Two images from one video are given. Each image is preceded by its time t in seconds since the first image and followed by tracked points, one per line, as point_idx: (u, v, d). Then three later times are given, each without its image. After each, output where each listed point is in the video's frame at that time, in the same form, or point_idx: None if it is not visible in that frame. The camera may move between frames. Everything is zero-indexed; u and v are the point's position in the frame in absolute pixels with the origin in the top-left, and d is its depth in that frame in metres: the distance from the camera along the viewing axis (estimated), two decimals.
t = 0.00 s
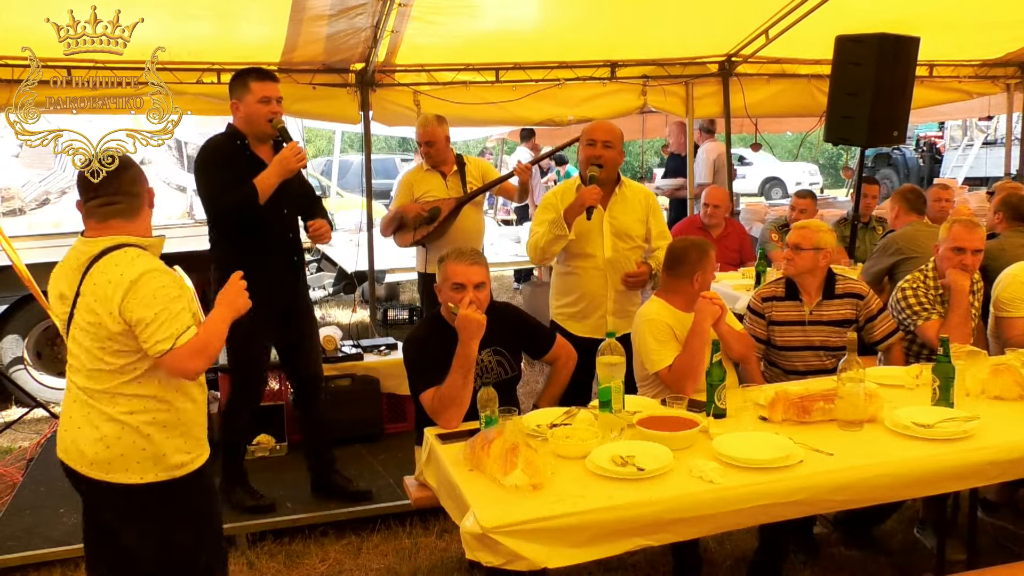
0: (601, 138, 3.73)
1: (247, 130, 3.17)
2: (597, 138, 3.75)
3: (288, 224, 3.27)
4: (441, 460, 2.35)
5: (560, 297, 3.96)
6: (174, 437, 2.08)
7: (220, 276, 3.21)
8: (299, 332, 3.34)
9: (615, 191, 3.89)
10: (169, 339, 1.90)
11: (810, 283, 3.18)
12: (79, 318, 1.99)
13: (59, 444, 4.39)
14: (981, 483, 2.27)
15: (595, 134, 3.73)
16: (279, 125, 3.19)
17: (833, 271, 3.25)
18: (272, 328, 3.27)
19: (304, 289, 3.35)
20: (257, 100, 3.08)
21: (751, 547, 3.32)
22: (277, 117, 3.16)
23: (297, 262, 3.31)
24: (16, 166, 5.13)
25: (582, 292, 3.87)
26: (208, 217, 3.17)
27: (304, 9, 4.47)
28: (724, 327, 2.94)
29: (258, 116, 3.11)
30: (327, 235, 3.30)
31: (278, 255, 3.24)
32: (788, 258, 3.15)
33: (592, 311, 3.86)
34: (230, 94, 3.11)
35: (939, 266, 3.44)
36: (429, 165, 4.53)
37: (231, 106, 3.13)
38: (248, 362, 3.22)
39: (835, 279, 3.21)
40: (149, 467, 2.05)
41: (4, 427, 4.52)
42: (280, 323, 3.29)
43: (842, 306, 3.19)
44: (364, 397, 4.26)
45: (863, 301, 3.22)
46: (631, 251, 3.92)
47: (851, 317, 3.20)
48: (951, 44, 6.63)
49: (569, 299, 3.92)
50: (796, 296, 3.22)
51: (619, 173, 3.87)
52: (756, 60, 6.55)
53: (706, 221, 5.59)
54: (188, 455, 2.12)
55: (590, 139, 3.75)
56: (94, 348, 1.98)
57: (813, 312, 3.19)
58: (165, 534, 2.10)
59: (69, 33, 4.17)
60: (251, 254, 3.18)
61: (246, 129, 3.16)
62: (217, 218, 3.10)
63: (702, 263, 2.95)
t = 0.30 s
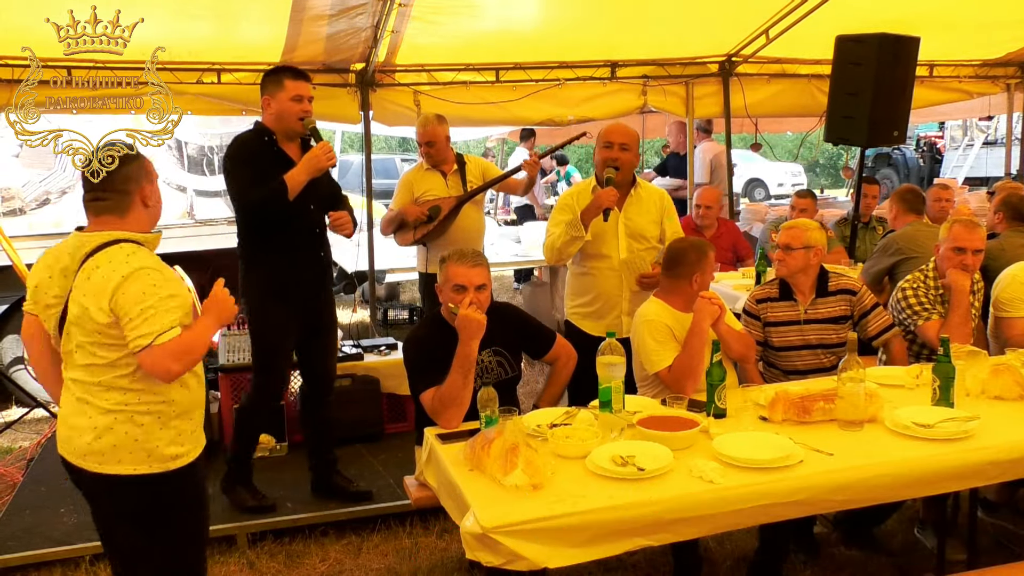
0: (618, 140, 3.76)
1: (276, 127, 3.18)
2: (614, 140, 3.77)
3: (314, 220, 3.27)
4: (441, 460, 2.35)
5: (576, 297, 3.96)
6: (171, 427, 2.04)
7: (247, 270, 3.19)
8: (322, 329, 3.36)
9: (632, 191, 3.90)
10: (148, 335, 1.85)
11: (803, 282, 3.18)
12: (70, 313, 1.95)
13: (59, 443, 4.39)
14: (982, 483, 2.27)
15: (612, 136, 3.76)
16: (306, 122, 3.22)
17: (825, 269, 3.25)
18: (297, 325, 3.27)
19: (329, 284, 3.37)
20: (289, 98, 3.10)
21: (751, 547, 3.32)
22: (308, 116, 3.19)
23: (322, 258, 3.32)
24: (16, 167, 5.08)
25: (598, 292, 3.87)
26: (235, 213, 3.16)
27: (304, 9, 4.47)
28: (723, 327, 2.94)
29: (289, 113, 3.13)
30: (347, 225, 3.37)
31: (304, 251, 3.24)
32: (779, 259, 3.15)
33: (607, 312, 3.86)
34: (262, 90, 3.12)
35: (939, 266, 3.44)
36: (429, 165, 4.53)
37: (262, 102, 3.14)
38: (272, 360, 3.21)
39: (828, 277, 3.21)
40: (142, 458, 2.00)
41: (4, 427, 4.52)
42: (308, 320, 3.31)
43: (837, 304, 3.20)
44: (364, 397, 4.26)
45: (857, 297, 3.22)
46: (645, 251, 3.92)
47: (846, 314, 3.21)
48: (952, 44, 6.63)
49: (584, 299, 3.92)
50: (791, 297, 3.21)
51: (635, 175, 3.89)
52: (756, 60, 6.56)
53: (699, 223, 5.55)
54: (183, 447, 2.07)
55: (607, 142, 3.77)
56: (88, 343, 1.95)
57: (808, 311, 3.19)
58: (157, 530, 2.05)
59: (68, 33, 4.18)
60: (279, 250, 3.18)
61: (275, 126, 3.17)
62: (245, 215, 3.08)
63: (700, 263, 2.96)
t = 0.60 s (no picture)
0: (629, 142, 3.74)
1: (294, 128, 3.19)
2: (624, 141, 3.75)
3: (333, 219, 3.28)
4: (441, 460, 2.35)
5: (584, 297, 3.96)
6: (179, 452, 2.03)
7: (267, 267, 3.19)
8: (338, 329, 3.36)
9: (641, 193, 3.90)
10: (163, 353, 1.85)
11: (802, 282, 3.18)
12: (77, 331, 1.91)
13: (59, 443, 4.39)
14: (982, 483, 2.27)
15: (623, 137, 3.74)
16: (327, 125, 3.23)
17: (824, 268, 3.25)
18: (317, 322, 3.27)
19: (349, 283, 3.37)
20: (310, 100, 3.10)
21: (751, 547, 3.31)
22: (328, 119, 3.19)
23: (342, 257, 3.32)
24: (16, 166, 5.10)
25: (605, 292, 3.88)
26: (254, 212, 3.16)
27: (304, 9, 4.48)
28: (722, 326, 2.94)
29: (309, 115, 3.13)
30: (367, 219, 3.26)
31: (324, 250, 3.24)
32: (778, 260, 3.15)
33: (614, 311, 3.86)
34: (282, 91, 3.13)
35: (939, 266, 3.44)
36: (429, 165, 4.52)
37: (282, 103, 3.15)
38: (293, 358, 3.19)
39: (827, 277, 3.22)
40: (152, 485, 1.99)
41: (4, 427, 4.52)
42: (327, 318, 3.31)
43: (836, 302, 3.21)
44: (365, 397, 4.26)
45: (855, 295, 3.22)
46: (652, 252, 3.91)
47: (845, 313, 3.21)
48: (952, 44, 6.63)
49: (590, 299, 3.93)
50: (790, 296, 3.21)
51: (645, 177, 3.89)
52: (757, 60, 6.55)
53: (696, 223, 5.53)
54: (190, 472, 2.07)
55: (617, 143, 3.75)
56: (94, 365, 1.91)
57: (808, 311, 3.20)
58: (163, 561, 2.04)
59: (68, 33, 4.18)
60: (299, 249, 3.18)
61: (294, 127, 3.19)
62: (265, 213, 3.09)
63: (700, 264, 2.96)
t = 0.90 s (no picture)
0: (631, 142, 3.75)
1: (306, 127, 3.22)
2: (626, 142, 3.76)
3: (339, 221, 3.27)
4: (440, 460, 2.35)
5: (585, 296, 3.96)
6: (128, 456, 1.97)
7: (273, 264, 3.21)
8: (342, 330, 3.35)
9: (643, 193, 3.91)
10: (123, 364, 1.80)
11: (806, 282, 3.18)
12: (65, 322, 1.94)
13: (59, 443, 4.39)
14: (983, 483, 2.27)
15: (624, 138, 3.75)
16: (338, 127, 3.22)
17: (827, 269, 3.25)
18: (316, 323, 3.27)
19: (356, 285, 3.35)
20: (312, 100, 3.10)
21: (751, 547, 3.31)
22: (333, 119, 3.17)
23: (348, 259, 3.30)
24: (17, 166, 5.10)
25: (605, 291, 3.87)
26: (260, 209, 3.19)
27: (304, 9, 4.47)
28: (723, 326, 2.93)
29: (313, 115, 3.13)
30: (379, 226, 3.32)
31: (327, 250, 3.24)
32: (782, 260, 3.14)
33: (614, 310, 3.85)
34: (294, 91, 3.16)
35: (939, 265, 3.44)
36: (429, 164, 4.52)
37: (294, 103, 3.18)
38: (292, 354, 3.19)
39: (831, 277, 3.21)
40: (95, 481, 1.97)
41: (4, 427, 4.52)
42: (329, 318, 3.31)
43: (839, 303, 3.20)
44: (365, 397, 4.26)
45: (858, 295, 3.23)
46: (653, 252, 3.92)
47: (848, 313, 3.21)
48: (952, 44, 6.63)
49: (591, 298, 3.92)
50: (794, 296, 3.21)
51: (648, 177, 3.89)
52: (757, 60, 6.55)
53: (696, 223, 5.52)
54: (140, 478, 1.99)
55: (619, 143, 3.77)
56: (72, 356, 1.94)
57: (812, 311, 3.19)
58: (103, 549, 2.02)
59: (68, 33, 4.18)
60: (303, 248, 3.19)
61: (305, 126, 3.21)
62: (265, 212, 3.10)
63: (701, 264, 2.96)
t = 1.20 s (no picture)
0: (626, 141, 3.73)
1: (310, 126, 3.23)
2: (622, 140, 3.74)
3: (336, 221, 3.24)
4: (441, 460, 2.36)
5: (581, 293, 3.96)
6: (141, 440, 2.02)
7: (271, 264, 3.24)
8: (342, 328, 3.34)
9: (638, 192, 3.89)
10: (97, 344, 1.83)
11: (811, 283, 3.18)
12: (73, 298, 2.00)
13: (59, 443, 4.38)
14: (983, 483, 2.27)
15: (621, 137, 3.73)
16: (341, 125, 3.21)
17: (831, 269, 3.25)
18: (310, 323, 3.26)
19: (354, 287, 3.32)
20: (312, 99, 3.11)
21: (752, 547, 3.31)
22: (337, 117, 3.16)
23: (345, 262, 3.28)
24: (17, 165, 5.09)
25: (598, 289, 3.88)
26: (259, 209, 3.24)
27: (305, 9, 4.48)
28: (727, 327, 2.94)
29: (316, 115, 3.14)
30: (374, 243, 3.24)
31: (321, 251, 3.22)
32: (791, 261, 3.12)
33: (608, 307, 3.87)
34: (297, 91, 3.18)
35: (940, 266, 3.43)
36: (429, 163, 4.52)
37: (298, 103, 3.20)
38: (282, 356, 3.20)
39: (834, 278, 3.21)
40: (104, 467, 2.00)
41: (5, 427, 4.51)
42: (324, 318, 3.31)
43: (842, 304, 3.20)
44: (365, 397, 4.26)
45: (862, 296, 3.23)
46: (648, 251, 3.92)
47: (852, 314, 3.21)
48: (953, 44, 6.62)
49: (587, 295, 3.94)
50: (797, 297, 3.20)
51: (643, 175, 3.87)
52: (758, 60, 6.55)
53: (696, 223, 5.52)
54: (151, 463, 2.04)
55: (614, 142, 3.75)
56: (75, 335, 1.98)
57: (815, 311, 3.19)
58: (114, 535, 2.06)
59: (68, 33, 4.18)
60: (299, 250, 3.20)
61: (309, 126, 3.21)
62: (258, 214, 3.12)
63: (705, 265, 2.94)
